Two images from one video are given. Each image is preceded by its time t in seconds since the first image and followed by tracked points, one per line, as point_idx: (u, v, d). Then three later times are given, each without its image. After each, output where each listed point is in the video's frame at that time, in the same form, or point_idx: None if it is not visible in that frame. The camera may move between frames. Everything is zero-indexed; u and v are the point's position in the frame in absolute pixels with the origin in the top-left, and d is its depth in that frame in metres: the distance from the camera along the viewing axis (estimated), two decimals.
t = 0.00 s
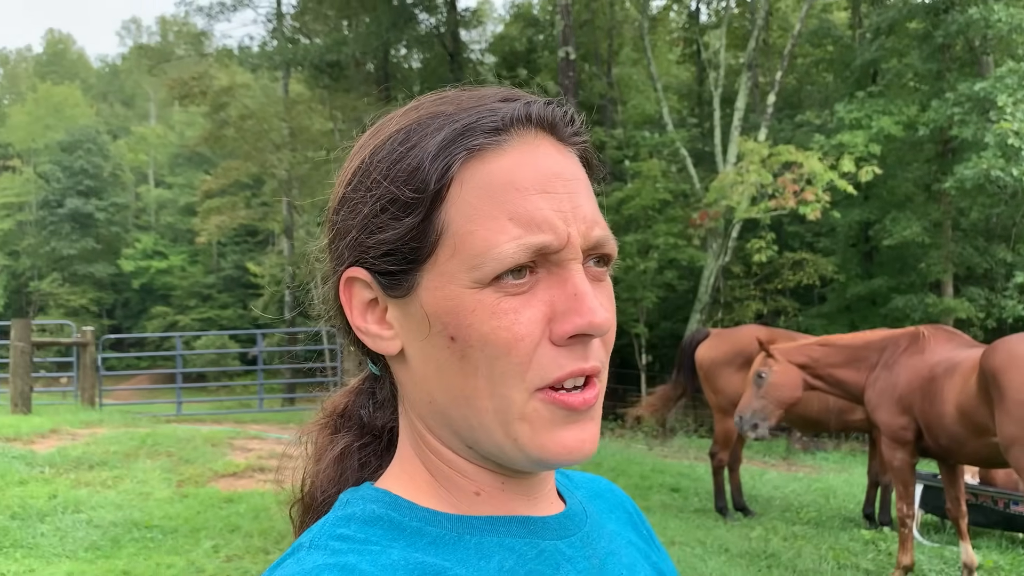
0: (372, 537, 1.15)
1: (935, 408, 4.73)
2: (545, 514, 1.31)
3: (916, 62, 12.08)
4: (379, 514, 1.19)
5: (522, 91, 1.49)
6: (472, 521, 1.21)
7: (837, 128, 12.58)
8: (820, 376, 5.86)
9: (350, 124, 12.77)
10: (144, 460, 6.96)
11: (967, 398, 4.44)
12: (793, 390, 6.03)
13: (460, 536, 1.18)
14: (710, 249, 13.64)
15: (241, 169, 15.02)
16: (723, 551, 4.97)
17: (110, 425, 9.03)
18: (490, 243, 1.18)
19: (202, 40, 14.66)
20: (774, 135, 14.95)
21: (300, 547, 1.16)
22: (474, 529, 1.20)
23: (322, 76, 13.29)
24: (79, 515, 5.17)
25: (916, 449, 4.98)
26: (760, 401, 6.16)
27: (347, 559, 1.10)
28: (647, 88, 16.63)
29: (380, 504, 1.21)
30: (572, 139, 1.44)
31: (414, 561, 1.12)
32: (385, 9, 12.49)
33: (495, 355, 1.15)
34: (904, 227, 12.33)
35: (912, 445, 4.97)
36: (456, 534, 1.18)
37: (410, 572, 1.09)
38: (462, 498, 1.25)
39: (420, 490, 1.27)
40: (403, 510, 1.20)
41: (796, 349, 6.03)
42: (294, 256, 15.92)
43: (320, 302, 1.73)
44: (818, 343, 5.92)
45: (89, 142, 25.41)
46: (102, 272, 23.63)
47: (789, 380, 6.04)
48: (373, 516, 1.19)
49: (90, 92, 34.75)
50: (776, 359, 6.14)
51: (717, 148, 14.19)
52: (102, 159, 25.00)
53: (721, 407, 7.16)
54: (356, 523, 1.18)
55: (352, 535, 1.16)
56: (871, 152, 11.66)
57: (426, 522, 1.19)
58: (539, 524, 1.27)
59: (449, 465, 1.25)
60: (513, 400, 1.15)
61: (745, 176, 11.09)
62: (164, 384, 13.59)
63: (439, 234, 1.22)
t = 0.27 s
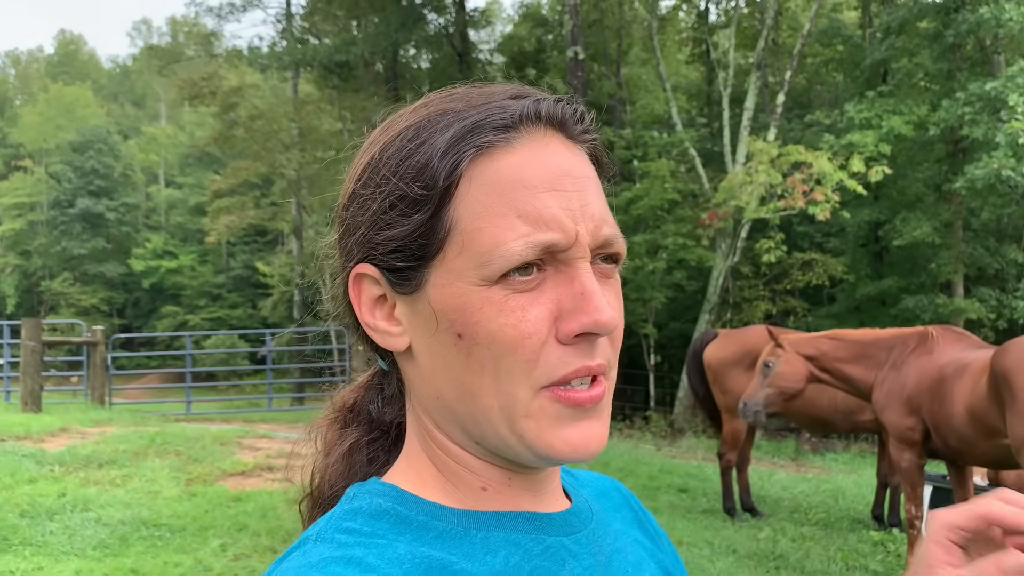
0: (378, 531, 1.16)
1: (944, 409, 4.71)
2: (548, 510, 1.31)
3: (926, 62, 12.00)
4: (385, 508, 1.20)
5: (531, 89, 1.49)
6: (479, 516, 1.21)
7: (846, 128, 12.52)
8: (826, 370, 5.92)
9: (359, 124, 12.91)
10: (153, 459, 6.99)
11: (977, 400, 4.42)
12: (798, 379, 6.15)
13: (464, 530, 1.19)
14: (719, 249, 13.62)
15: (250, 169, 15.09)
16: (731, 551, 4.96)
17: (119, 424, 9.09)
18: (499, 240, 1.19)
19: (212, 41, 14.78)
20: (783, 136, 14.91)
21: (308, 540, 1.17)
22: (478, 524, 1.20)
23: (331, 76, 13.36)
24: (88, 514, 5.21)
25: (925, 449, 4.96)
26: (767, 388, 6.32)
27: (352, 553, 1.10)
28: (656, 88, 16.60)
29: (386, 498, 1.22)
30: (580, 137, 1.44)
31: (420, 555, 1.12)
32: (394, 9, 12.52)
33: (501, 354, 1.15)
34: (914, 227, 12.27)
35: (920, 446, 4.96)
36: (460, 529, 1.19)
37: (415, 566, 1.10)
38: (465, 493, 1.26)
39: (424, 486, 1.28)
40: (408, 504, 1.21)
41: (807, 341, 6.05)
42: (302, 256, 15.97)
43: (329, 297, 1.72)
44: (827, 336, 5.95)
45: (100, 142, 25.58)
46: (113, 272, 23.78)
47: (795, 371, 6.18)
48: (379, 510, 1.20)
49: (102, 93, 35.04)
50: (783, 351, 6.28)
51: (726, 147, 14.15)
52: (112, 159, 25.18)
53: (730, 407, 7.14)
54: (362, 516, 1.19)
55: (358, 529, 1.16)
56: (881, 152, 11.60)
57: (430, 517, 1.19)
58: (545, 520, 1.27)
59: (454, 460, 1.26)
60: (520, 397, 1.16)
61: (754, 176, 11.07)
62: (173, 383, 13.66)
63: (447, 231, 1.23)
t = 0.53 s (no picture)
0: (364, 535, 1.16)
1: (955, 410, 4.75)
2: (538, 515, 1.31)
3: (938, 62, 11.92)
4: (372, 512, 1.20)
5: (526, 91, 1.50)
6: (464, 522, 1.21)
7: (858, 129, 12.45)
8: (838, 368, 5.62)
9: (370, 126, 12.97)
10: (163, 459, 7.04)
11: (989, 402, 4.52)
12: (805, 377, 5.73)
13: (451, 535, 1.19)
14: (729, 250, 13.62)
15: (261, 170, 15.19)
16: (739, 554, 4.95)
17: (130, 424, 9.16)
18: (499, 240, 1.20)
19: (224, 42, 14.88)
20: (794, 136, 14.85)
21: (294, 544, 1.18)
22: (465, 529, 1.20)
23: (342, 77, 13.41)
24: (98, 513, 5.25)
25: (935, 451, 4.93)
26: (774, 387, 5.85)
27: (340, 557, 1.10)
28: (666, 88, 16.59)
29: (373, 502, 1.23)
30: (576, 138, 1.45)
31: (405, 559, 1.12)
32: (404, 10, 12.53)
33: (504, 354, 1.17)
34: (926, 228, 12.21)
35: (931, 448, 4.93)
36: (447, 533, 1.19)
37: (400, 570, 1.09)
38: (459, 498, 1.26)
39: (418, 491, 1.28)
40: (396, 508, 1.21)
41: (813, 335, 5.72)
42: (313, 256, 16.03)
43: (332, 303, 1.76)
44: (840, 334, 5.64)
45: (113, 143, 25.79)
46: (125, 272, 23.95)
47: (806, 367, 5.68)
48: (366, 514, 1.20)
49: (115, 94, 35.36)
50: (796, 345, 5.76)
51: (736, 148, 14.10)
52: (125, 160, 25.40)
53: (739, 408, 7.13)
54: (349, 521, 1.19)
55: (344, 533, 1.16)
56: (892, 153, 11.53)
57: (417, 521, 1.19)
58: (532, 526, 1.26)
59: (452, 464, 1.27)
60: (523, 398, 1.16)
61: (765, 177, 11.04)
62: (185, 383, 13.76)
63: (448, 231, 1.23)
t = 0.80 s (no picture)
0: (364, 534, 1.16)
1: (968, 413, 4.71)
2: (538, 515, 1.31)
3: (952, 61, 11.83)
4: (372, 511, 1.21)
5: (518, 84, 1.50)
6: (464, 522, 1.21)
7: (870, 128, 12.38)
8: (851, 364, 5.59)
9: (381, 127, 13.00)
10: (175, 458, 7.10)
11: (1002, 404, 4.48)
12: (818, 369, 5.62)
13: (450, 534, 1.19)
14: (741, 251, 13.54)
15: (273, 170, 15.27)
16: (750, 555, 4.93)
17: (143, 423, 9.23)
18: (493, 233, 1.20)
19: (236, 43, 14.98)
20: (806, 136, 14.78)
21: (294, 544, 1.18)
22: (465, 528, 1.21)
23: (353, 78, 13.43)
24: (110, 512, 5.30)
25: (947, 454, 4.91)
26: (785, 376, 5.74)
27: (338, 557, 1.10)
28: (678, 88, 16.57)
29: (373, 501, 1.23)
30: (570, 131, 1.45)
31: (405, 560, 1.12)
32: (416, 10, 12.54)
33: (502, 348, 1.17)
34: (939, 228, 12.14)
35: (942, 450, 4.91)
36: (447, 533, 1.19)
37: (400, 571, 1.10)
38: (459, 496, 1.27)
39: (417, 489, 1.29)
40: (396, 507, 1.22)
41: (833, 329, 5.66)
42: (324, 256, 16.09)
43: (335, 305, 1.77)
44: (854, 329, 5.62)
45: (126, 144, 26.00)
46: (138, 272, 24.13)
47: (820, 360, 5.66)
48: (365, 513, 1.20)
49: (128, 95, 35.67)
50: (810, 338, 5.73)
51: (748, 148, 14.04)
52: (138, 160, 25.57)
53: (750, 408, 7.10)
54: (349, 519, 1.19)
55: (344, 531, 1.17)
56: (905, 153, 11.44)
57: (418, 520, 1.20)
58: (531, 526, 1.26)
59: (452, 462, 1.28)
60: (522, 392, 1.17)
61: (777, 177, 10.98)
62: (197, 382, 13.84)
63: (443, 226, 1.24)
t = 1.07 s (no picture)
0: (372, 533, 1.17)
1: (980, 414, 4.67)
2: (544, 518, 1.31)
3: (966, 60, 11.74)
4: (381, 510, 1.21)
5: (512, 82, 1.51)
6: (472, 523, 1.22)
7: (883, 128, 12.30)
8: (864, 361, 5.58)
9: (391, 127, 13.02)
10: (186, 456, 7.15)
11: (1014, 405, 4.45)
12: (829, 363, 5.64)
13: (458, 536, 1.19)
14: (753, 250, 13.46)
15: (284, 170, 15.35)
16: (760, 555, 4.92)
17: (154, 421, 9.29)
18: (484, 233, 1.21)
19: (248, 43, 15.06)
20: (818, 136, 14.71)
21: (303, 543, 1.19)
22: (472, 529, 1.21)
23: (364, 78, 13.44)
24: (121, 509, 5.34)
25: (959, 454, 4.87)
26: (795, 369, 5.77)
27: (347, 556, 1.11)
28: (689, 87, 16.55)
29: (382, 500, 1.24)
30: (568, 126, 1.45)
31: (413, 559, 1.12)
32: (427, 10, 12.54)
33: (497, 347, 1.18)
34: (952, 228, 12.06)
35: (953, 450, 4.87)
36: (454, 534, 1.19)
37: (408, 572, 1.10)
38: (465, 498, 1.28)
39: (424, 490, 1.29)
40: (404, 507, 1.22)
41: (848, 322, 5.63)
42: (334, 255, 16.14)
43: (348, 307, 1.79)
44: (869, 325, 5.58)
45: (139, 143, 26.19)
46: (150, 271, 24.29)
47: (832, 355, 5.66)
48: (374, 513, 1.21)
49: (140, 95, 35.94)
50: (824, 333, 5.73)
51: (759, 147, 13.98)
52: (150, 160, 25.74)
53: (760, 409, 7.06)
54: (357, 518, 1.20)
55: (352, 530, 1.17)
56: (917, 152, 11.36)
57: (425, 520, 1.20)
58: (540, 528, 1.27)
59: (456, 463, 1.29)
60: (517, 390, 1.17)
61: (788, 176, 10.92)
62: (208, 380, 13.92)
63: (437, 227, 1.25)
